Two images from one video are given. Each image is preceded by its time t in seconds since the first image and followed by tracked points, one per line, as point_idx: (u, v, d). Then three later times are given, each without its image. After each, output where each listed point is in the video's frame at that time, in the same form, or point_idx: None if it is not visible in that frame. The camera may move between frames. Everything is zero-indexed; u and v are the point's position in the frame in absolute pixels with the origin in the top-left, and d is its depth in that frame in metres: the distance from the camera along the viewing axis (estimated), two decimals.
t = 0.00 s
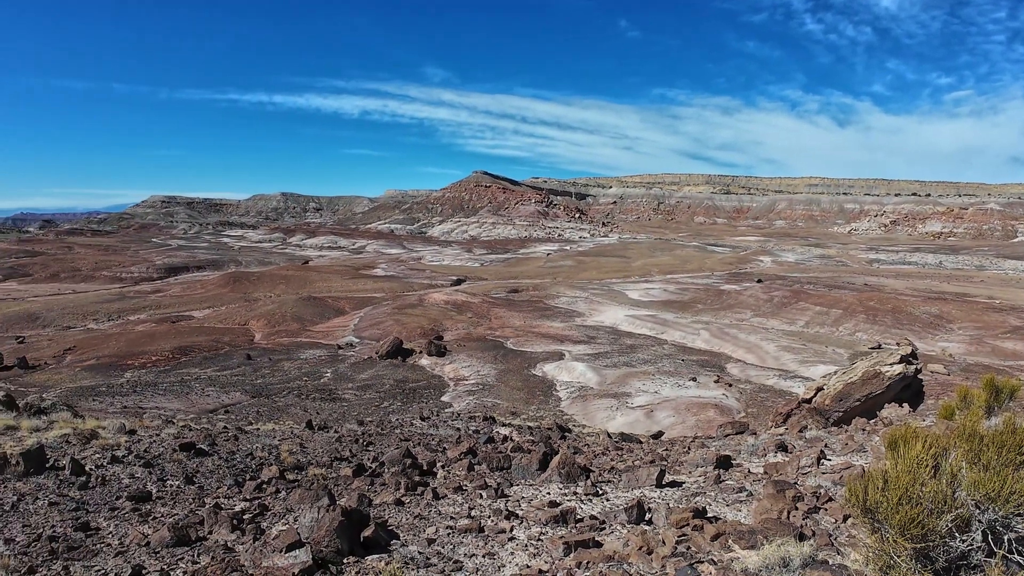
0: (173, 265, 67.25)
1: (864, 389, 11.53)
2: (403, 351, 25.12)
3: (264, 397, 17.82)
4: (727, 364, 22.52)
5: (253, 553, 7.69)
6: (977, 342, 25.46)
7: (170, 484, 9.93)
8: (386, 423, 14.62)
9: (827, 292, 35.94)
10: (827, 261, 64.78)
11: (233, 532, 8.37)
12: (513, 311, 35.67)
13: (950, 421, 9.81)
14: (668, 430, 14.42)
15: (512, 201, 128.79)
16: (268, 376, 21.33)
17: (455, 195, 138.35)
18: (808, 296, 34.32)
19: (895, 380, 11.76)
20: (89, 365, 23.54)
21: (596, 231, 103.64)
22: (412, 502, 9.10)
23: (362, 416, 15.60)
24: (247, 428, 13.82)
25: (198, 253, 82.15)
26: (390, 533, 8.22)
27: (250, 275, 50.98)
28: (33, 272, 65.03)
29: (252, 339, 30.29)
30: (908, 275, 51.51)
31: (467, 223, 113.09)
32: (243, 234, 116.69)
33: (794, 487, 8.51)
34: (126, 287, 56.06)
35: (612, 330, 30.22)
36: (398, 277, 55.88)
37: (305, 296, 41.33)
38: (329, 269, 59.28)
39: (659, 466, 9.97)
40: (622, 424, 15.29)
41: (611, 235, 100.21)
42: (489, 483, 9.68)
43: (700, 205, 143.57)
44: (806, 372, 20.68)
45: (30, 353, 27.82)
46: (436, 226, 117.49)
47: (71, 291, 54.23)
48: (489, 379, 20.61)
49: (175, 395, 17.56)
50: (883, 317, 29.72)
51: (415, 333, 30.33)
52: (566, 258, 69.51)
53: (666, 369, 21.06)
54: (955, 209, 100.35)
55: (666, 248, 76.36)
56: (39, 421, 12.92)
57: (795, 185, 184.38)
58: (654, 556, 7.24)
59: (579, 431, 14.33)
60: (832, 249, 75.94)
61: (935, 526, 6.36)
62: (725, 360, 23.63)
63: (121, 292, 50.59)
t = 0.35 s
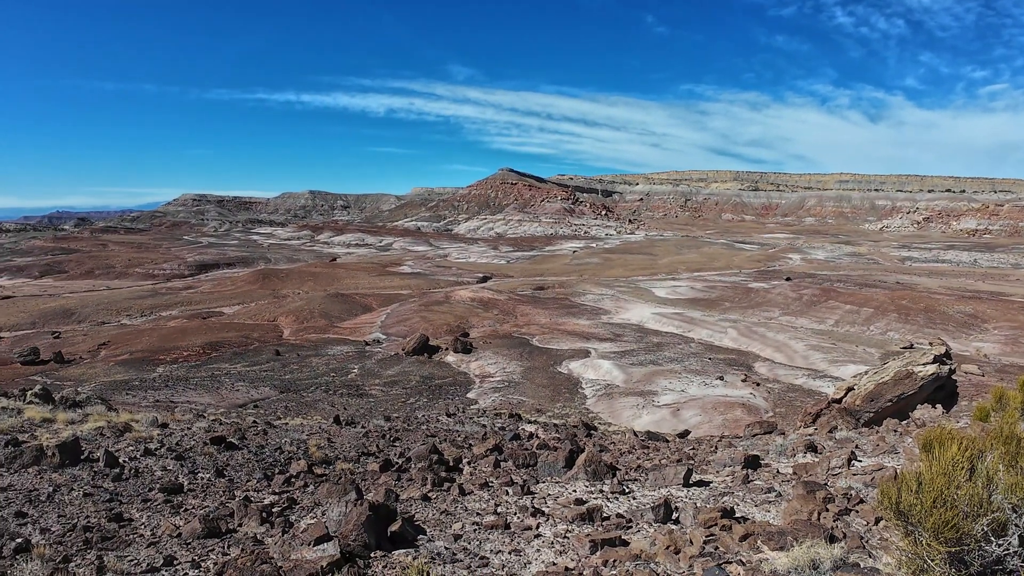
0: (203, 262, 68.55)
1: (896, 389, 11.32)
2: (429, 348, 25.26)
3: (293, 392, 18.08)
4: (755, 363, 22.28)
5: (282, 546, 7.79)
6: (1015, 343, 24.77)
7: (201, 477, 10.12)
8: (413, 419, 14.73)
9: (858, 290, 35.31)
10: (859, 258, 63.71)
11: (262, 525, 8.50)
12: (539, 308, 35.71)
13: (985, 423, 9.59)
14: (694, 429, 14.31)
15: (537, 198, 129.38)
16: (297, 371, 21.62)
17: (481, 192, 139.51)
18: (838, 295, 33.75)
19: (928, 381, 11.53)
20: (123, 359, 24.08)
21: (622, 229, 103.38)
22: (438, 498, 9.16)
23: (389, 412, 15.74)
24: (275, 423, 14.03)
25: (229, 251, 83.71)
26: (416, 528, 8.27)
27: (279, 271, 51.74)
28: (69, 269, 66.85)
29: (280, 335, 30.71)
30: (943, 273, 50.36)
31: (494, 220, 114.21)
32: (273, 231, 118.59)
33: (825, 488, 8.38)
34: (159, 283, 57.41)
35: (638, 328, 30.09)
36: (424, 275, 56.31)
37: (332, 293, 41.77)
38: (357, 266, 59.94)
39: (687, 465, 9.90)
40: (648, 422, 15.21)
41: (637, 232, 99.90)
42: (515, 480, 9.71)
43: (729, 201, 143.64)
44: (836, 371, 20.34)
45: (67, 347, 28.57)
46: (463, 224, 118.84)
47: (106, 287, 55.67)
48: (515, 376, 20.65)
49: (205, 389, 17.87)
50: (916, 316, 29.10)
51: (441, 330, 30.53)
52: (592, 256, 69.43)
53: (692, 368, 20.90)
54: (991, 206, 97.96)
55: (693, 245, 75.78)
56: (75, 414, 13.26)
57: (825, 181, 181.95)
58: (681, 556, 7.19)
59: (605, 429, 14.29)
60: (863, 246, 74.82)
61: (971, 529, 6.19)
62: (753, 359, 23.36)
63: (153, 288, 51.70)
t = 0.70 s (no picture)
0: (227, 258, 69.52)
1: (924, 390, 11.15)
2: (451, 345, 25.38)
3: (315, 387, 18.27)
4: (778, 363, 22.07)
5: (306, 539, 7.89)
6: None
7: (225, 470, 10.26)
8: (434, 416, 14.81)
9: (885, 289, 34.78)
10: (885, 257, 62.75)
11: (285, 518, 8.60)
12: (560, 305, 35.69)
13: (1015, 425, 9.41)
14: (716, 429, 14.23)
15: (559, 196, 129.75)
16: (320, 367, 21.85)
17: (504, 189, 141.25)
18: (863, 294, 33.28)
19: (956, 383, 11.34)
20: (150, 354, 24.48)
21: (643, 226, 103.13)
22: (459, 494, 9.20)
23: (410, 408, 15.84)
24: (298, 417, 14.19)
25: (253, 247, 84.92)
26: (438, 523, 8.33)
27: (302, 268, 52.32)
28: (98, 266, 68.23)
29: (303, 331, 31.01)
30: (974, 272, 49.37)
31: (515, 218, 114.95)
32: (297, 229, 120.13)
33: (850, 490, 8.29)
34: (185, 279, 58.45)
35: (660, 326, 29.98)
36: (445, 271, 56.61)
37: (355, 289, 42.13)
38: (378, 263, 60.42)
39: (709, 464, 9.86)
40: (669, 421, 15.15)
41: (659, 230, 99.49)
42: (536, 477, 9.73)
43: (752, 199, 143.05)
44: (861, 371, 20.08)
45: (95, 342, 29.11)
46: (484, 221, 119.72)
47: (133, 283, 56.69)
48: (536, 373, 20.68)
49: (230, 383, 18.12)
50: (944, 316, 28.58)
51: (462, 326, 30.67)
52: (614, 253, 69.28)
53: (714, 367, 20.76)
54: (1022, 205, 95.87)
55: (716, 243, 75.25)
56: (103, 407, 13.53)
57: (850, 178, 179.62)
58: (704, 556, 7.15)
59: (626, 427, 14.27)
60: (890, 245, 73.86)
61: (1002, 535, 6.04)
62: (776, 358, 23.15)
63: (179, 284, 52.54)
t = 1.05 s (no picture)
0: (248, 255, 70.25)
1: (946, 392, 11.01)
2: (468, 343, 25.45)
3: (333, 383, 18.43)
4: (797, 363, 21.89)
5: (324, 535, 7.96)
6: None
7: (245, 464, 10.38)
8: (451, 412, 14.88)
9: (907, 290, 34.31)
10: (909, 257, 61.90)
11: (304, 513, 8.68)
12: (578, 303, 35.66)
13: None
14: (734, 428, 14.15)
15: (577, 194, 129.72)
16: (339, 364, 22.02)
17: (523, 187, 141.71)
18: (885, 294, 32.86)
19: (979, 385, 11.18)
20: (172, 349, 24.82)
21: (662, 224, 102.75)
22: (477, 491, 9.23)
23: (428, 405, 15.91)
24: (317, 413, 14.33)
25: (273, 244, 85.81)
26: (455, 520, 8.37)
27: (320, 265, 52.77)
28: (121, 262, 69.33)
29: (321, 328, 31.25)
30: (1000, 272, 48.51)
31: (533, 216, 115.28)
32: (316, 226, 121.06)
33: (871, 493, 8.20)
34: (206, 275, 59.22)
35: (678, 325, 29.87)
36: (463, 269, 56.79)
37: (373, 287, 42.44)
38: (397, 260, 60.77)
39: (727, 465, 9.81)
40: (687, 420, 15.10)
41: (677, 228, 99.06)
42: (554, 475, 9.74)
43: (772, 198, 142.01)
44: (883, 372, 19.84)
45: (118, 337, 29.57)
46: (502, 220, 120.14)
47: (155, 279, 57.53)
48: (553, 372, 20.68)
49: (250, 379, 18.32)
50: (967, 317, 28.14)
51: (480, 324, 30.77)
52: (632, 252, 69.09)
53: (732, 366, 20.62)
54: None
55: (735, 242, 74.71)
56: (125, 401, 13.74)
57: (872, 177, 177.48)
58: (722, 558, 7.10)
59: (643, 426, 14.24)
60: (912, 244, 73.00)
61: None
62: (795, 358, 22.95)
63: (200, 281, 53.17)
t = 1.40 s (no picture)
0: (263, 254, 70.82)
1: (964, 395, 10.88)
2: (482, 342, 25.50)
3: (348, 382, 18.54)
4: (813, 364, 21.72)
5: (338, 532, 8.02)
6: None
7: (260, 461, 10.47)
8: (465, 412, 14.92)
9: (927, 290, 33.94)
10: (928, 257, 61.22)
11: (318, 510, 8.75)
12: (593, 303, 35.61)
13: None
14: (749, 430, 14.07)
15: (591, 194, 129.61)
16: (354, 362, 22.13)
17: (537, 186, 141.91)
18: (904, 295, 32.51)
19: (999, 387, 11.04)
20: (189, 347, 25.07)
21: (677, 224, 102.38)
22: (490, 490, 9.26)
23: (442, 403, 15.97)
24: (331, 411, 14.42)
25: (289, 243, 86.43)
26: (468, 519, 8.40)
27: (336, 264, 53.09)
28: (139, 260, 70.21)
29: (337, 326, 31.44)
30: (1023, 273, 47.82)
31: (548, 215, 115.42)
32: (331, 225, 121.97)
33: (888, 496, 8.13)
34: (222, 274, 59.85)
35: (693, 325, 29.76)
36: (478, 269, 56.88)
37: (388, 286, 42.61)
38: (412, 259, 60.99)
39: (742, 466, 9.78)
40: (701, 421, 15.04)
41: (692, 228, 98.70)
42: (568, 475, 9.75)
43: (788, 197, 141.10)
44: (900, 375, 19.64)
45: (136, 334, 29.93)
46: (517, 219, 120.36)
47: (172, 277, 58.20)
48: (567, 371, 20.68)
49: (266, 377, 18.47)
50: (987, 318, 27.77)
51: (494, 323, 30.81)
52: (647, 251, 68.89)
53: (748, 367, 20.51)
54: None
55: (751, 242, 74.34)
56: (143, 398, 13.92)
57: (891, 176, 175.72)
58: (737, 559, 7.06)
59: (658, 426, 14.20)
60: (932, 244, 72.12)
61: None
62: (811, 359, 22.78)
63: (217, 278, 53.74)
